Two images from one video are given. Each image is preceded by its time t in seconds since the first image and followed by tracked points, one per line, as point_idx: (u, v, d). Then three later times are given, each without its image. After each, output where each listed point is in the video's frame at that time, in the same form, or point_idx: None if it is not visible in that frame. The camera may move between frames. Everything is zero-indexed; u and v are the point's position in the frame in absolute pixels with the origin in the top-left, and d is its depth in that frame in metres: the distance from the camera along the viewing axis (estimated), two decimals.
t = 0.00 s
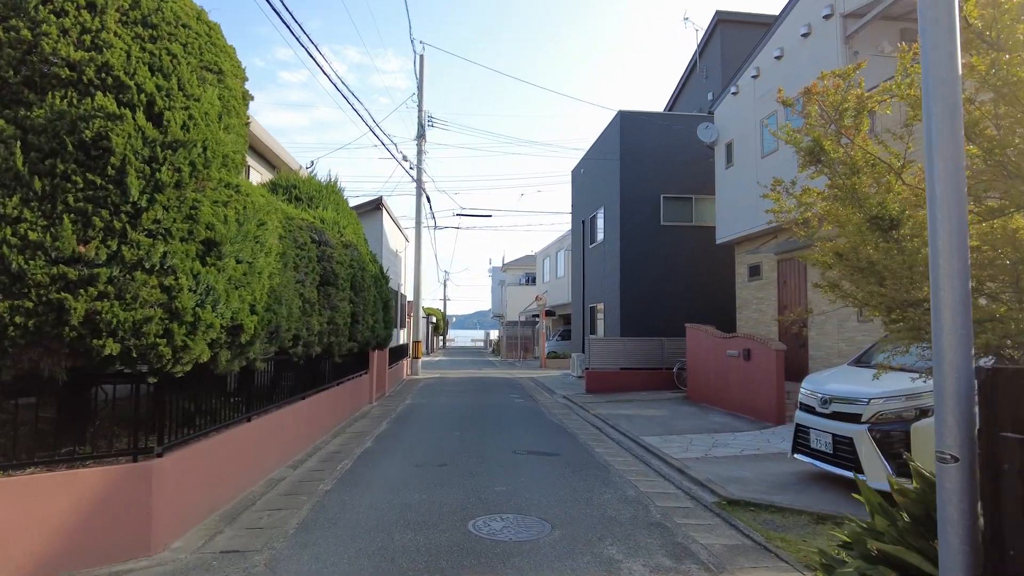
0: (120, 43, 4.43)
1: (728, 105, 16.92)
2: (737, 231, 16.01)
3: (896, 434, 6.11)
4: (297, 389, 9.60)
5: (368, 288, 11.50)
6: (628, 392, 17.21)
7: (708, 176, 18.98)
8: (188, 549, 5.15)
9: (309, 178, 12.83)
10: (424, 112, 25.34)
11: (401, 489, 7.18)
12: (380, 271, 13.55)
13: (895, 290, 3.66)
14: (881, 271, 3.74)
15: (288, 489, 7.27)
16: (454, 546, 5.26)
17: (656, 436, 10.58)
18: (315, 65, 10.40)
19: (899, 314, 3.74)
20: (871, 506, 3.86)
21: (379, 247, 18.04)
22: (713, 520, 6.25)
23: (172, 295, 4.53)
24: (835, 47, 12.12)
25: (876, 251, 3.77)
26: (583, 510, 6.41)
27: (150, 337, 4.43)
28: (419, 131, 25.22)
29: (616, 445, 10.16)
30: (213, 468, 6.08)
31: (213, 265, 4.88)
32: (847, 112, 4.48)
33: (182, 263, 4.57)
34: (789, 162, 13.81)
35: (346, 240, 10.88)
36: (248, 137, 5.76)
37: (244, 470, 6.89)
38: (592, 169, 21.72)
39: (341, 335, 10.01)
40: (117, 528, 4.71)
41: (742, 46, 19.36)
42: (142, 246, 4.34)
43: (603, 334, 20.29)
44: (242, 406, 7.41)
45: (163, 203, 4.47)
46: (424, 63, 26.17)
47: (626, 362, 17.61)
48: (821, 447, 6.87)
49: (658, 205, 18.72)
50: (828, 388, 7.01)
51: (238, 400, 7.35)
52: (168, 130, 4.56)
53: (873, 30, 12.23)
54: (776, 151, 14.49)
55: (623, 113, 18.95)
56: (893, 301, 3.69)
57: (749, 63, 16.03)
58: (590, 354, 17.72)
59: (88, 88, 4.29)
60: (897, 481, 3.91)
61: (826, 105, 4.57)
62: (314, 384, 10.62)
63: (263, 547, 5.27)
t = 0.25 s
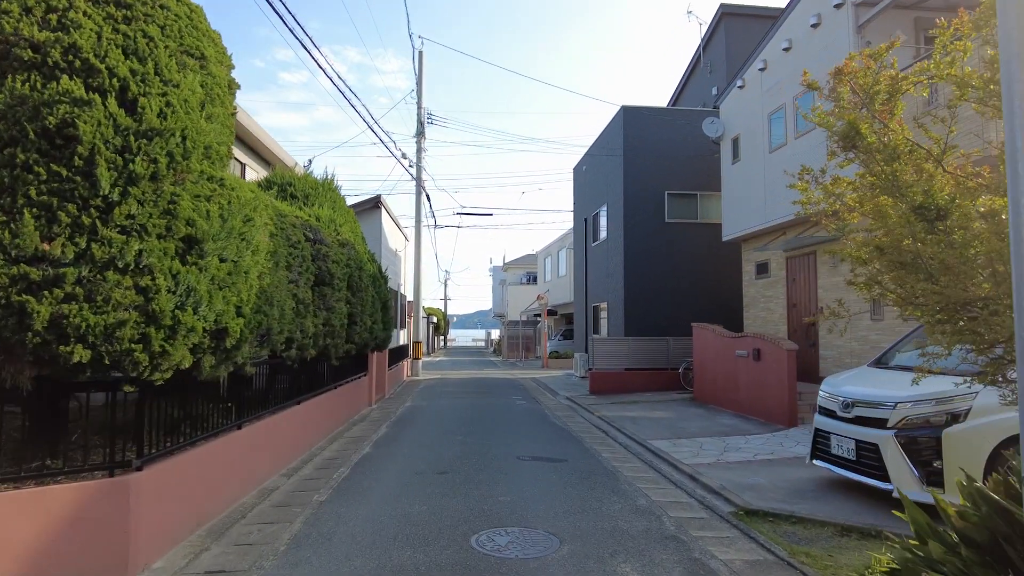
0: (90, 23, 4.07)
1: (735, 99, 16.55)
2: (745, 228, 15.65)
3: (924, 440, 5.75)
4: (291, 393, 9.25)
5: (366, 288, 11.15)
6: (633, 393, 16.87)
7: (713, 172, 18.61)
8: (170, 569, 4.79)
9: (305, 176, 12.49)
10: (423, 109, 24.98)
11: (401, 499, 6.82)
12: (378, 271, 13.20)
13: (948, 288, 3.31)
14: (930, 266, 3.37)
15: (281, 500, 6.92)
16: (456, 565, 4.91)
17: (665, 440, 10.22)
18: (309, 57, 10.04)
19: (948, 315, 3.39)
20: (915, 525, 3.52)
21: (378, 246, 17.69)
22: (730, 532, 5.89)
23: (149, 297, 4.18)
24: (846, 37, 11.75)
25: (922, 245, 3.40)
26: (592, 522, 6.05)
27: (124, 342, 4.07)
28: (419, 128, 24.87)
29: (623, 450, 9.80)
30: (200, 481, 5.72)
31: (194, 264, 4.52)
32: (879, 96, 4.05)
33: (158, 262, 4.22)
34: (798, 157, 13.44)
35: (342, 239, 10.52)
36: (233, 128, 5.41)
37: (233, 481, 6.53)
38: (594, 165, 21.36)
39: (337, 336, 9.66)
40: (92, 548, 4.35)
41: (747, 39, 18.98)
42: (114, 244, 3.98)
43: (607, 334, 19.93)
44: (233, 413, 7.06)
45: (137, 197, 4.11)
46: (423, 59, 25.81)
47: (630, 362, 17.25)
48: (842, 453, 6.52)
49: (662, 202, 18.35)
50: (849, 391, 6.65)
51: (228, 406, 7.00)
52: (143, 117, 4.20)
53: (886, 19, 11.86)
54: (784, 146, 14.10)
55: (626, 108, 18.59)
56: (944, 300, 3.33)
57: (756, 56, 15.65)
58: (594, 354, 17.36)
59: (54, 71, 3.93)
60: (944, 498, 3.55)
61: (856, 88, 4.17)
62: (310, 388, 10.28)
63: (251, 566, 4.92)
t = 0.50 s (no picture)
0: None
1: (742, 92, 16.19)
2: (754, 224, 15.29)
3: (958, 444, 5.39)
4: (287, 394, 8.92)
5: (365, 285, 10.81)
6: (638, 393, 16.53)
7: (719, 168, 18.26)
8: None
9: (302, 170, 12.15)
10: (423, 104, 24.62)
11: (401, 507, 6.47)
12: (378, 268, 12.86)
13: (1020, 278, 2.99)
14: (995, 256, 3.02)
15: (273, 507, 6.58)
16: None
17: (675, 443, 9.87)
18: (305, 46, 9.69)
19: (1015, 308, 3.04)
20: (974, 544, 3.15)
21: (378, 243, 17.35)
22: (751, 542, 5.54)
23: (124, 290, 3.83)
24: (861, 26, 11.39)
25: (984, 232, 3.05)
26: (603, 532, 5.69)
27: (96, 340, 3.72)
28: (419, 124, 24.51)
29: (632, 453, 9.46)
30: (186, 488, 5.38)
31: (175, 255, 4.17)
32: (921, 71, 3.70)
33: (135, 252, 3.87)
34: (808, 151, 13.09)
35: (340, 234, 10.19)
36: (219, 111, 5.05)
37: (223, 487, 6.20)
38: (598, 161, 21.01)
39: (335, 335, 9.33)
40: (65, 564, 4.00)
41: (753, 32, 18.61)
42: (86, 232, 3.64)
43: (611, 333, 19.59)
44: (224, 415, 6.73)
45: (111, 181, 3.76)
46: (423, 54, 25.46)
47: (636, 362, 16.90)
48: (868, 457, 6.15)
49: (668, 198, 18.00)
50: (875, 392, 6.28)
51: (219, 408, 6.65)
52: (117, 94, 3.84)
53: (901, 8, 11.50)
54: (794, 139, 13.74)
55: (630, 102, 18.24)
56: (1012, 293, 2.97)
57: (764, 48, 15.28)
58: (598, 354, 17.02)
59: (17, 41, 3.58)
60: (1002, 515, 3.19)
61: (898, 60, 3.81)
62: (307, 388, 9.95)
63: None
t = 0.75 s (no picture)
0: None
1: (750, 89, 15.83)
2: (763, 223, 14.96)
3: (998, 457, 5.03)
4: (282, 399, 8.58)
5: (363, 286, 10.46)
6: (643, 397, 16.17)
7: (726, 166, 17.89)
8: None
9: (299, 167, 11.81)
10: (424, 102, 24.27)
11: (399, 522, 6.11)
12: (376, 268, 12.49)
13: None
14: None
15: (264, 522, 6.22)
16: None
17: (684, 450, 9.50)
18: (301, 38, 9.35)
19: None
20: None
21: (377, 243, 16.99)
22: (774, 562, 5.17)
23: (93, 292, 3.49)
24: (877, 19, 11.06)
25: None
26: (616, 550, 5.32)
27: (60, 347, 3.37)
28: (419, 122, 24.17)
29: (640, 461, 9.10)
30: (168, 503, 5.02)
31: (151, 253, 3.81)
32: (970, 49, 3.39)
33: (105, 250, 3.52)
34: (820, 148, 12.73)
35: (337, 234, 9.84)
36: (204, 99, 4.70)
37: (210, 500, 5.85)
38: (601, 159, 20.66)
39: (332, 337, 8.98)
40: None
41: (760, 28, 18.26)
42: (47, 228, 3.29)
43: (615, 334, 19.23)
44: (212, 423, 6.38)
45: (77, 171, 3.42)
46: (423, 52, 25.13)
47: (641, 364, 16.53)
48: (896, 470, 5.78)
49: (673, 197, 17.64)
50: (902, 400, 5.91)
51: (207, 416, 6.29)
52: (85, 75, 3.49)
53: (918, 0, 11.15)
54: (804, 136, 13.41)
55: (635, 99, 17.90)
56: None
57: (773, 43, 14.92)
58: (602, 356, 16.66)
59: None
60: None
61: (949, 38, 3.51)
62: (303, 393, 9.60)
63: None
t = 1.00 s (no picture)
0: None
1: (758, 81, 15.45)
2: (772, 219, 14.60)
3: None
4: (275, 399, 8.22)
5: (360, 281, 10.10)
6: (648, 396, 15.81)
7: (732, 161, 17.53)
8: None
9: (294, 159, 11.46)
10: (424, 97, 23.93)
11: (397, 530, 5.74)
12: (375, 264, 12.14)
13: None
14: None
15: (253, 529, 5.86)
16: None
17: (694, 452, 9.15)
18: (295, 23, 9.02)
19: None
20: None
21: (376, 239, 16.65)
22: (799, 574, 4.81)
23: (51, 279, 3.15)
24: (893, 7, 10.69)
25: None
26: (628, 561, 4.98)
27: (12, 340, 3.03)
28: (420, 118, 23.83)
29: (649, 463, 8.74)
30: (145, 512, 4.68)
31: (119, 238, 3.46)
32: None
33: (65, 232, 3.19)
34: (830, 140, 12.38)
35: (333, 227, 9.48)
36: (183, 73, 4.35)
37: (194, 507, 5.49)
38: (605, 154, 20.32)
39: (328, 335, 8.62)
40: None
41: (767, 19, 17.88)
42: None
43: (618, 333, 18.89)
44: (198, 424, 6.03)
45: (29, 144, 3.09)
46: (424, 47, 24.80)
47: (646, 363, 16.17)
48: (926, 475, 5.42)
49: (679, 192, 17.29)
50: (932, 400, 5.54)
51: (193, 417, 5.94)
52: (41, 37, 3.17)
53: None
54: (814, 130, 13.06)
55: (639, 93, 17.56)
56: None
57: (782, 33, 14.54)
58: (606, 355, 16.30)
59: None
60: None
61: None
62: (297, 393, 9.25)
63: None
